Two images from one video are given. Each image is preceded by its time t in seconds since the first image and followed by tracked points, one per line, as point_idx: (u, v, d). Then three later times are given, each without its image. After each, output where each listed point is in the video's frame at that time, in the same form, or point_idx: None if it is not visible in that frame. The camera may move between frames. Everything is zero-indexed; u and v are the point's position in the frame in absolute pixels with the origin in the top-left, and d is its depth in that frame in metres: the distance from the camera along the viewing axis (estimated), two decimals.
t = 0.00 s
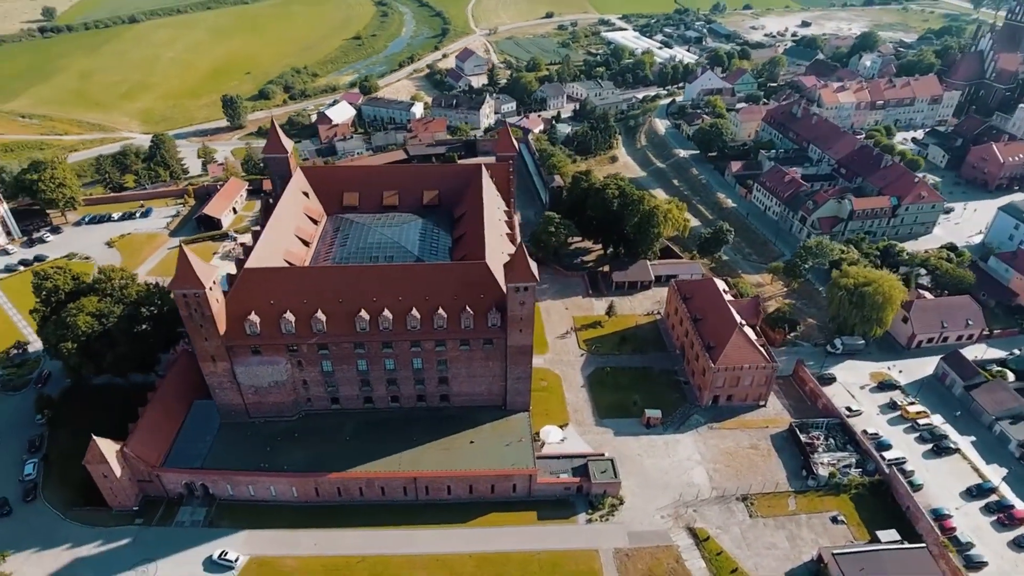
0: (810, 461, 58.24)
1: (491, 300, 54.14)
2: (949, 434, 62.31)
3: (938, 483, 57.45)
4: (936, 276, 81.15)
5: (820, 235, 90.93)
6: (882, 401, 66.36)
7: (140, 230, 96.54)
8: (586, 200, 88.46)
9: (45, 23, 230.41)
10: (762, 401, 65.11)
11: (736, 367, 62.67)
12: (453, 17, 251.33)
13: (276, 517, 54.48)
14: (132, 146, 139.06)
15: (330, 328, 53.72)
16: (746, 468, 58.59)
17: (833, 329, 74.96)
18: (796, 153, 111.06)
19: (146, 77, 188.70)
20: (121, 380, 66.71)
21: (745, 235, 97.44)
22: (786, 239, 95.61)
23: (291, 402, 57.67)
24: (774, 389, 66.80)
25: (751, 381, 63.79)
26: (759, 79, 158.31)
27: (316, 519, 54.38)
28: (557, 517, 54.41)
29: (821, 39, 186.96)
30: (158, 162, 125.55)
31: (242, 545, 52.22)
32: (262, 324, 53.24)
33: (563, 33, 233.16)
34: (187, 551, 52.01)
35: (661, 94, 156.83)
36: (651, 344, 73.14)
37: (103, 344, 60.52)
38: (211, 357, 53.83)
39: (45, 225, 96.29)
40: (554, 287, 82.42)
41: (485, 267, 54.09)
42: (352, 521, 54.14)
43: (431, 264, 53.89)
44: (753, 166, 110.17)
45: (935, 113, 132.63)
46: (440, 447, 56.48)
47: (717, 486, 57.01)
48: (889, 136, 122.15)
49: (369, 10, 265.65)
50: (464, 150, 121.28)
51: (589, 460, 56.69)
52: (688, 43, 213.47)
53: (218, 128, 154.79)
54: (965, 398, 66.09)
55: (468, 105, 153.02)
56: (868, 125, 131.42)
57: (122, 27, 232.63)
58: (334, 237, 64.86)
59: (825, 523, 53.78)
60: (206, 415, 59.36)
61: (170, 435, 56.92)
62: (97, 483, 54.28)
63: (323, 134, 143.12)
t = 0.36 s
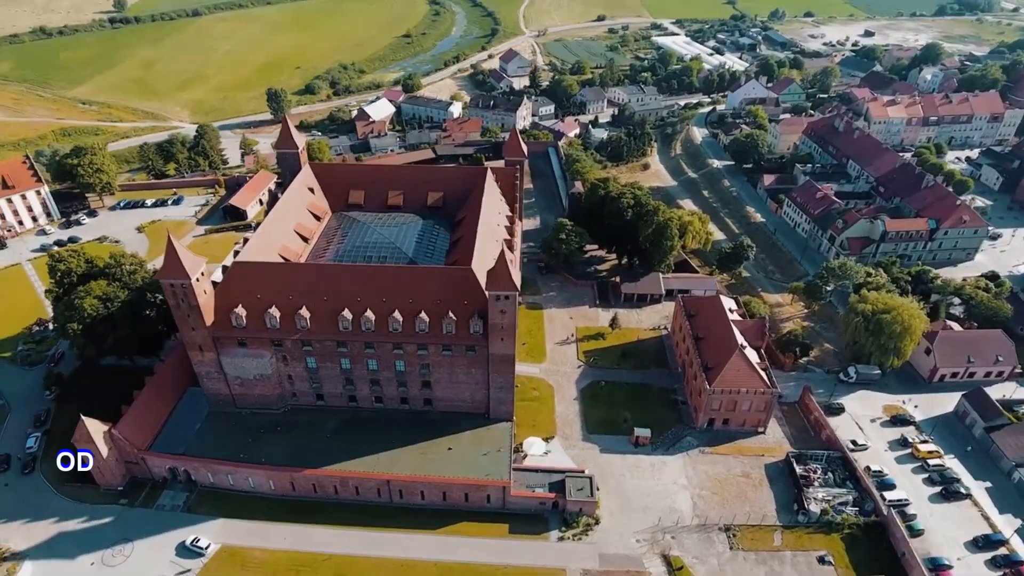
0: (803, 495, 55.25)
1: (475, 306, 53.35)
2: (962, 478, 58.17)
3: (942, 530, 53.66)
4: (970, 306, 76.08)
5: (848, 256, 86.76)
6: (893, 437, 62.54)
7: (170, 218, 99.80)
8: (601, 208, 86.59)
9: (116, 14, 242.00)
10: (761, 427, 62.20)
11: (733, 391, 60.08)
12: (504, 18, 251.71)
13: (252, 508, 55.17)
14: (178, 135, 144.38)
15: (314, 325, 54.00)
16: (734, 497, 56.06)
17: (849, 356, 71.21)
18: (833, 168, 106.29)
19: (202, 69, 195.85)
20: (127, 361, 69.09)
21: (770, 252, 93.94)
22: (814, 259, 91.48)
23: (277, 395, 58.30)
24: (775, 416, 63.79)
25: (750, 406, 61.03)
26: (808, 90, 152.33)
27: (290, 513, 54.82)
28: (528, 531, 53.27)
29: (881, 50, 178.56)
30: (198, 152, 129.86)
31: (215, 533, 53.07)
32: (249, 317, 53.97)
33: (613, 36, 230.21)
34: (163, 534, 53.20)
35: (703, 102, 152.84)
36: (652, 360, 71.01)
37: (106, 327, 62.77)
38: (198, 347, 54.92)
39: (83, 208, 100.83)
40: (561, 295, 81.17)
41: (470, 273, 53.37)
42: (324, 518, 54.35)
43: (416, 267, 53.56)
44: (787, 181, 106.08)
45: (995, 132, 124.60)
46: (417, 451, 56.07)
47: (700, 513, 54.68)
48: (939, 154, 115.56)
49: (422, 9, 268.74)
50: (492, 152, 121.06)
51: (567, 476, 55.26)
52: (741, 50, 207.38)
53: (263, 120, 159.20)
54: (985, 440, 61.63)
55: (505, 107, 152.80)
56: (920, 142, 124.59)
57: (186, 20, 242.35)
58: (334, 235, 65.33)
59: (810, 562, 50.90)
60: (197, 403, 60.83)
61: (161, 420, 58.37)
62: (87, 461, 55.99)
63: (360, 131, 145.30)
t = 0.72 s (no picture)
0: (789, 532, 52.38)
1: (456, 312, 52.64)
2: (969, 527, 54.07)
3: None
4: (1005, 342, 70.84)
5: (877, 281, 82.29)
6: (899, 477, 58.71)
7: (200, 206, 102.88)
8: (616, 217, 84.73)
9: (183, 7, 252.59)
10: (756, 456, 59.29)
11: (725, 416, 57.49)
12: (556, 20, 250.65)
13: (232, 498, 56.01)
14: (224, 125, 149.38)
15: (298, 321, 54.37)
16: (715, 527, 53.67)
17: (862, 387, 67.32)
18: (873, 186, 101.10)
19: (256, 62, 202.12)
20: (135, 343, 71.28)
21: (795, 272, 90.17)
22: (841, 282, 87.11)
23: (264, 387, 59.04)
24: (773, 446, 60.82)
25: (743, 433, 58.29)
26: (861, 103, 145.61)
27: (267, 505, 55.45)
28: (496, 545, 52.29)
29: (946, 64, 169.14)
30: (239, 143, 133.88)
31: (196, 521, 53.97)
32: (236, 309, 54.79)
33: (665, 42, 226.02)
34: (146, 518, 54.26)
35: (747, 112, 148.23)
36: (651, 376, 68.83)
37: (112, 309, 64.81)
38: (188, 335, 56.13)
39: (121, 193, 105.25)
40: (567, 304, 79.77)
41: (453, 278, 52.68)
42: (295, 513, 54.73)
43: (401, 269, 53.27)
44: (821, 198, 101.62)
45: None
46: (393, 454, 55.75)
47: (677, 541, 52.56)
48: (994, 176, 108.34)
49: (476, 8, 270.28)
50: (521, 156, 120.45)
51: (540, 492, 53.99)
52: (797, 59, 200.12)
53: (307, 115, 163.12)
54: (1001, 488, 57.20)
55: (542, 109, 151.85)
56: (975, 163, 117.15)
57: (248, 14, 250.92)
58: (333, 232, 65.82)
59: None
60: (189, 389, 62.30)
61: (153, 404, 59.80)
62: (80, 438, 57.77)
63: (397, 128, 146.97)
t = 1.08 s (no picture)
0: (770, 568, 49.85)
1: (437, 316, 52.09)
2: None
3: None
4: None
5: (902, 306, 77.97)
6: (899, 518, 55.25)
7: (229, 196, 105.43)
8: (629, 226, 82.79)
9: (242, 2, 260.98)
10: (746, 483, 56.82)
11: (714, 439, 55.18)
12: (605, 23, 247.96)
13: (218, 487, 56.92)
14: (265, 118, 153.28)
15: (283, 316, 54.84)
16: (693, 555, 51.57)
17: (871, 419, 63.71)
18: (910, 206, 95.90)
19: (304, 57, 206.76)
20: (143, 327, 73.47)
21: (817, 292, 86.37)
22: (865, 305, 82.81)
23: (252, 379, 59.84)
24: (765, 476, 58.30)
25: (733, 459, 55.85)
26: (913, 117, 138.49)
27: (249, 496, 56.21)
28: (463, 554, 51.57)
29: (1012, 78, 159.23)
30: (275, 136, 137.01)
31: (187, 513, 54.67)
32: (225, 301, 55.69)
33: (714, 47, 220.62)
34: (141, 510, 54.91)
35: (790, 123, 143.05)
36: (647, 393, 66.79)
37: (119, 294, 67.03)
38: (181, 324, 57.38)
39: (155, 180, 108.95)
40: (571, 312, 78.33)
41: (436, 282, 52.09)
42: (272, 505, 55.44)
43: (385, 270, 53.11)
44: (853, 215, 97.16)
45: None
46: (370, 455, 55.68)
47: (650, 567, 50.77)
48: None
49: (526, 9, 269.92)
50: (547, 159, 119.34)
51: (512, 503, 53.01)
52: (852, 69, 192.05)
53: (346, 110, 165.88)
54: (1011, 538, 53.19)
55: (577, 112, 150.08)
56: None
57: (302, 9, 257.15)
58: (334, 230, 66.27)
59: None
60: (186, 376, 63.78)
61: (149, 388, 61.46)
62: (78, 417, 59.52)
63: (431, 126, 147.68)
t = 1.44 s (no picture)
0: None
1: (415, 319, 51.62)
2: None
3: None
4: None
5: (927, 336, 73.39)
6: (892, 563, 51.78)
7: (256, 188, 107.77)
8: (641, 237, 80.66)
9: None
10: (730, 513, 54.39)
11: (696, 464, 52.89)
12: (656, 26, 243.63)
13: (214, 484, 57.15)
14: (305, 112, 156.57)
15: (269, 310, 55.38)
16: None
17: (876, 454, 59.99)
18: (950, 229, 90.33)
19: (352, 53, 210.67)
20: (153, 311, 75.64)
21: (839, 315, 82.33)
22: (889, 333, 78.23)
23: (241, 370, 60.72)
24: (751, 506, 55.71)
25: (715, 486, 53.52)
26: (969, 135, 130.66)
27: (226, 485, 57.04)
28: (427, 562, 50.95)
29: None
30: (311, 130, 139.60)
31: (183, 512, 54.61)
32: (215, 292, 56.65)
33: (768, 54, 213.79)
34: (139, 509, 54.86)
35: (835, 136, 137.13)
36: (639, 410, 64.73)
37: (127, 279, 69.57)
38: (174, 312, 58.71)
39: (189, 169, 112.40)
40: (574, 322, 76.76)
41: (415, 284, 51.60)
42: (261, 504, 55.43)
43: (368, 270, 53.07)
44: (887, 235, 92.23)
45: None
46: (345, 453, 55.71)
47: None
48: None
49: (578, 11, 267.87)
50: (573, 164, 117.92)
51: (478, 515, 52.13)
52: (912, 81, 182.82)
53: (386, 107, 167.96)
54: None
55: (614, 117, 147.83)
56: None
57: (357, 6, 262.17)
58: (333, 227, 66.70)
59: None
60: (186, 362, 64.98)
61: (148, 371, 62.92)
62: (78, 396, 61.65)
63: (465, 126, 147.96)
